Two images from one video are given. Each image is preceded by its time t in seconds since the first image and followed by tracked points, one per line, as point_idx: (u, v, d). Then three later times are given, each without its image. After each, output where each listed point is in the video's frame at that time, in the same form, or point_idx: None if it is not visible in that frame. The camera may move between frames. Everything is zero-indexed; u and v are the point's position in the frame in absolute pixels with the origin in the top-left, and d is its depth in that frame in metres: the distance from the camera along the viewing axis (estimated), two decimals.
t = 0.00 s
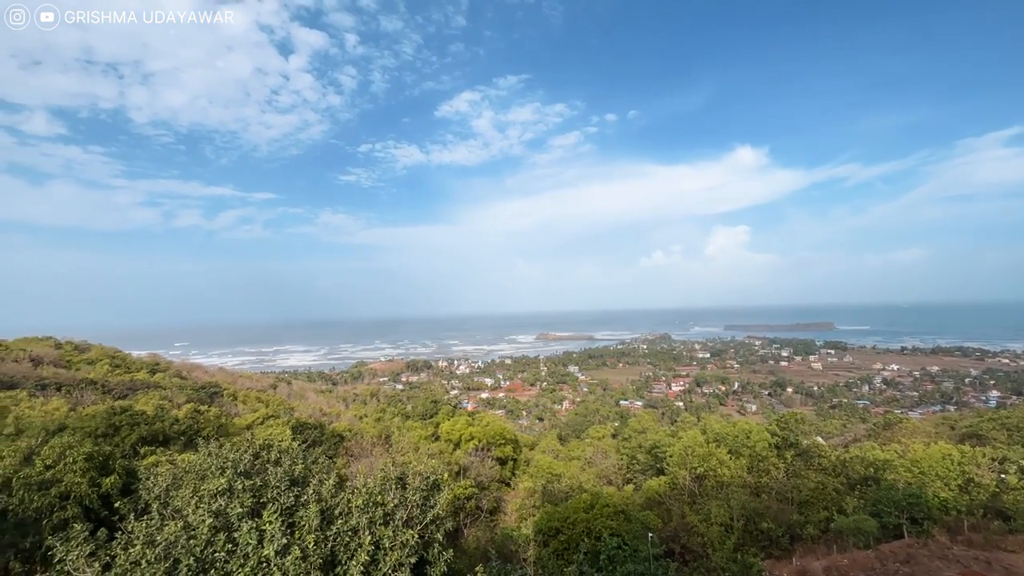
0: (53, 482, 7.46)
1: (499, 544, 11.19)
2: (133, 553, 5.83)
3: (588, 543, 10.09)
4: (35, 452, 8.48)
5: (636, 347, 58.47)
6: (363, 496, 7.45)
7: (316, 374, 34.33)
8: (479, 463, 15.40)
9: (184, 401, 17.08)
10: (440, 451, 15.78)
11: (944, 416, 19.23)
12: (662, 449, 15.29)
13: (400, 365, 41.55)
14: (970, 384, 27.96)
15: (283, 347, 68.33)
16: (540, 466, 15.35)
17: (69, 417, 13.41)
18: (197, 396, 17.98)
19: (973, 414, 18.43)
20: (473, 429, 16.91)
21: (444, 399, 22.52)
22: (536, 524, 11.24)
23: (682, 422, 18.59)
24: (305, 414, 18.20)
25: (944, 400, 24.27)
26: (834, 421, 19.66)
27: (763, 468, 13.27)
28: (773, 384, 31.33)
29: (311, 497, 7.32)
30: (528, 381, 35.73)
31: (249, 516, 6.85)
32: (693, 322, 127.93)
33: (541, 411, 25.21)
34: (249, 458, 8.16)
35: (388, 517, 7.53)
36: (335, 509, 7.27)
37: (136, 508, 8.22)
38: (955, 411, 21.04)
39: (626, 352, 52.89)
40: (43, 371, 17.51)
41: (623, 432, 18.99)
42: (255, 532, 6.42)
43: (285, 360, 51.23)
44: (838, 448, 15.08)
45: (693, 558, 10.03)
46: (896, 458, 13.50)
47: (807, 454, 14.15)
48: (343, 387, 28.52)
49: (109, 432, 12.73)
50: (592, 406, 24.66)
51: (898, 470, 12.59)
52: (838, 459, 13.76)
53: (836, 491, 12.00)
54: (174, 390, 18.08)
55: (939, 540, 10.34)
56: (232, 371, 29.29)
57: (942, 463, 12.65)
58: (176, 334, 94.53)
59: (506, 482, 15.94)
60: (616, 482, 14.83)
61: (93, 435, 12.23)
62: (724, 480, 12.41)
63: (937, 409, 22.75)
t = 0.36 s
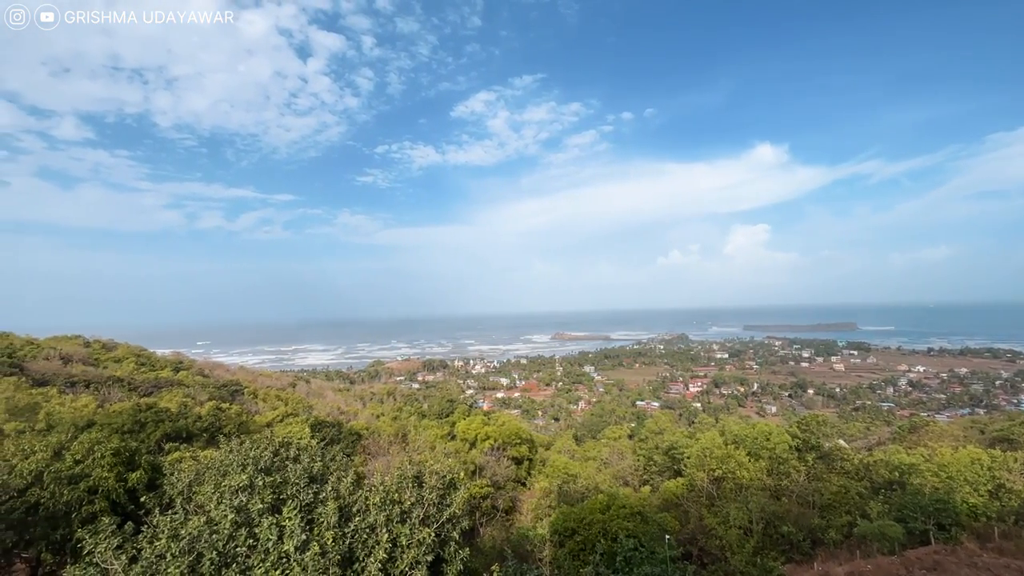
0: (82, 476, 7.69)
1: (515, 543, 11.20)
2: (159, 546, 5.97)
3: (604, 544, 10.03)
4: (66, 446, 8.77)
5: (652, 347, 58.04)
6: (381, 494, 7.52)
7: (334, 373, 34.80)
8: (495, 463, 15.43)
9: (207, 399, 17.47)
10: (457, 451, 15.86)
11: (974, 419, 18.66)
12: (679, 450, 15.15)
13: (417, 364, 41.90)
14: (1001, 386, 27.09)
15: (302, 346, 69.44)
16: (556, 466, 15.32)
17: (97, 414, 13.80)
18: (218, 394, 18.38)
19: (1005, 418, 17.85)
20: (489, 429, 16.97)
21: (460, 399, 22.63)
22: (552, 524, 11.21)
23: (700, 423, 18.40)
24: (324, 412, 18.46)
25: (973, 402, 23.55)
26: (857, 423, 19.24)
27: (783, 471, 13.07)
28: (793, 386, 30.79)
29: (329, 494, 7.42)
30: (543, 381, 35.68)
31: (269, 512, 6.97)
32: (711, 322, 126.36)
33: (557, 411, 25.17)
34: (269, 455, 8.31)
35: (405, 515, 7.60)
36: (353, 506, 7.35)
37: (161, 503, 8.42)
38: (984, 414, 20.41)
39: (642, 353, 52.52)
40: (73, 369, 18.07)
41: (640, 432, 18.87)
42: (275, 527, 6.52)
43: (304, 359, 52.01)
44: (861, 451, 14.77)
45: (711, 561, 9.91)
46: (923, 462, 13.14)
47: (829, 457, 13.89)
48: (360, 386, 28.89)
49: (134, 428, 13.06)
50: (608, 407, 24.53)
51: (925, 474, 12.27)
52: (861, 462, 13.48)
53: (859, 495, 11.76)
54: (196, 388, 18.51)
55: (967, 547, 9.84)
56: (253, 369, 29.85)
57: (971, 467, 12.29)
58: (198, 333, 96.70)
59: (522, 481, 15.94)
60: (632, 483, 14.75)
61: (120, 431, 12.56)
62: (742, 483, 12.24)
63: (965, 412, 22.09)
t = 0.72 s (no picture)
0: (107, 471, 7.88)
1: (529, 543, 11.20)
2: (181, 541, 6.09)
3: (619, 545, 9.97)
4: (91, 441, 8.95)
5: (668, 347, 57.62)
6: (396, 493, 7.57)
7: (350, 372, 35.20)
8: (509, 462, 15.45)
9: (226, 396, 17.81)
10: (471, 450, 15.92)
11: (1002, 422, 18.11)
12: (695, 452, 14.99)
13: (431, 363, 42.16)
14: None
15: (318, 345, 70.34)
16: (570, 466, 15.28)
17: (121, 410, 14.17)
18: (238, 392, 18.72)
19: None
20: (503, 428, 16.99)
21: (474, 398, 22.71)
22: (567, 524, 11.16)
23: (716, 424, 18.18)
24: (340, 410, 18.69)
25: (1001, 405, 22.85)
26: (879, 426, 18.82)
27: (803, 474, 12.86)
28: (813, 387, 30.24)
29: (345, 492, 7.49)
30: (557, 381, 35.60)
31: (287, 508, 7.06)
32: (727, 322, 124.68)
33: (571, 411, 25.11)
34: (286, 452, 8.43)
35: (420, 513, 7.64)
36: (369, 504, 7.42)
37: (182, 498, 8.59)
38: (1013, 418, 19.81)
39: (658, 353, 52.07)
40: (98, 366, 18.59)
41: (656, 433, 18.72)
42: (293, 523, 6.61)
43: (320, 357, 52.68)
44: (883, 454, 14.45)
45: (728, 565, 9.79)
46: (948, 466, 12.82)
47: (849, 460, 13.62)
48: (376, 384, 29.16)
49: (157, 424, 13.36)
50: (623, 407, 24.38)
51: (950, 479, 11.95)
52: (884, 466, 13.20)
53: (881, 500, 11.51)
54: (216, 386, 18.89)
55: (995, 554, 9.61)
56: (271, 368, 30.35)
57: (999, 472, 11.93)
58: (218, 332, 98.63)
59: (536, 481, 15.91)
60: (647, 484, 14.66)
61: (143, 428, 12.88)
62: (760, 485, 12.06)
63: (993, 415, 21.44)
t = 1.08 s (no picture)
0: (133, 466, 8.09)
1: (545, 543, 11.18)
2: (204, 534, 6.23)
3: (635, 546, 9.90)
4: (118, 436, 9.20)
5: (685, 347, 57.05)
6: (412, 490, 7.63)
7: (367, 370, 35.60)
8: (525, 462, 15.46)
9: (247, 394, 18.15)
10: (486, 449, 15.98)
11: None
12: (713, 453, 14.80)
13: (447, 362, 42.37)
14: None
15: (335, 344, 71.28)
16: (586, 466, 15.22)
17: (146, 407, 14.56)
18: (258, 390, 19.07)
19: None
20: (519, 428, 17.00)
21: (490, 397, 22.76)
22: (582, 524, 11.11)
23: (735, 425, 17.92)
24: (357, 408, 18.92)
25: None
26: (904, 429, 18.34)
27: (824, 477, 12.61)
28: (835, 388, 29.60)
29: (363, 489, 7.57)
30: (573, 381, 35.47)
31: (305, 504, 7.16)
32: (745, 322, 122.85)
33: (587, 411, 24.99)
34: (305, 450, 8.55)
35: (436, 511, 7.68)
36: (386, 501, 7.50)
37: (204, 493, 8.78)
38: None
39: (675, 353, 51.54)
40: (124, 364, 19.11)
41: (673, 434, 18.53)
42: (312, 519, 6.71)
43: (337, 356, 53.41)
44: (909, 457, 14.08)
45: (746, 568, 9.66)
46: (977, 471, 12.43)
47: (873, 464, 13.31)
48: (392, 383, 29.43)
49: (180, 420, 13.68)
50: (640, 408, 24.18)
51: (979, 484, 11.58)
52: (909, 470, 12.86)
53: (906, 504, 11.21)
54: (237, 384, 19.27)
55: None
56: (290, 366, 30.86)
57: None
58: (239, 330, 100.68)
59: (552, 481, 15.87)
60: (664, 486, 14.54)
61: (168, 424, 13.20)
62: (780, 488, 11.86)
63: None
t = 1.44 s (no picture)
0: (158, 460, 8.26)
1: (561, 543, 11.17)
2: (226, 529, 6.35)
3: (652, 547, 9.83)
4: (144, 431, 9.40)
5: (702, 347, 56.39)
6: (429, 488, 7.68)
7: (384, 369, 35.95)
8: (540, 461, 15.46)
9: (266, 391, 18.48)
10: (502, 448, 16.02)
11: None
12: (732, 454, 14.61)
13: (463, 361, 42.54)
14: None
15: (353, 342, 72.14)
16: (602, 466, 15.15)
17: (170, 403, 14.92)
18: (277, 387, 19.40)
19: None
20: (534, 427, 17.01)
21: (505, 397, 22.79)
22: (598, 525, 11.06)
23: (753, 426, 17.67)
24: (374, 407, 19.13)
25: None
26: (930, 431, 17.87)
27: (846, 481, 12.36)
28: (858, 390, 28.96)
29: (380, 486, 7.65)
30: (588, 380, 35.32)
31: (324, 500, 7.26)
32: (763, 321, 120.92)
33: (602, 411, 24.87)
34: (323, 447, 8.67)
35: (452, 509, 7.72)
36: (403, 499, 7.57)
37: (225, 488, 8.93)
38: None
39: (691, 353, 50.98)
40: (149, 361, 19.61)
41: (690, 435, 18.34)
42: (330, 515, 6.79)
43: (354, 354, 54.05)
44: (935, 461, 13.71)
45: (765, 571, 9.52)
46: (1007, 476, 12.05)
47: (898, 467, 12.99)
48: (408, 382, 29.67)
49: (203, 417, 13.99)
50: (656, 408, 23.98)
51: (1010, 489, 11.22)
52: (935, 474, 12.53)
53: (932, 509, 10.92)
54: (257, 381, 19.63)
55: None
56: (308, 364, 31.35)
57: None
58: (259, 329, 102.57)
59: (567, 481, 15.83)
60: (681, 487, 14.41)
61: (190, 420, 13.50)
62: (800, 490, 11.67)
63: None
